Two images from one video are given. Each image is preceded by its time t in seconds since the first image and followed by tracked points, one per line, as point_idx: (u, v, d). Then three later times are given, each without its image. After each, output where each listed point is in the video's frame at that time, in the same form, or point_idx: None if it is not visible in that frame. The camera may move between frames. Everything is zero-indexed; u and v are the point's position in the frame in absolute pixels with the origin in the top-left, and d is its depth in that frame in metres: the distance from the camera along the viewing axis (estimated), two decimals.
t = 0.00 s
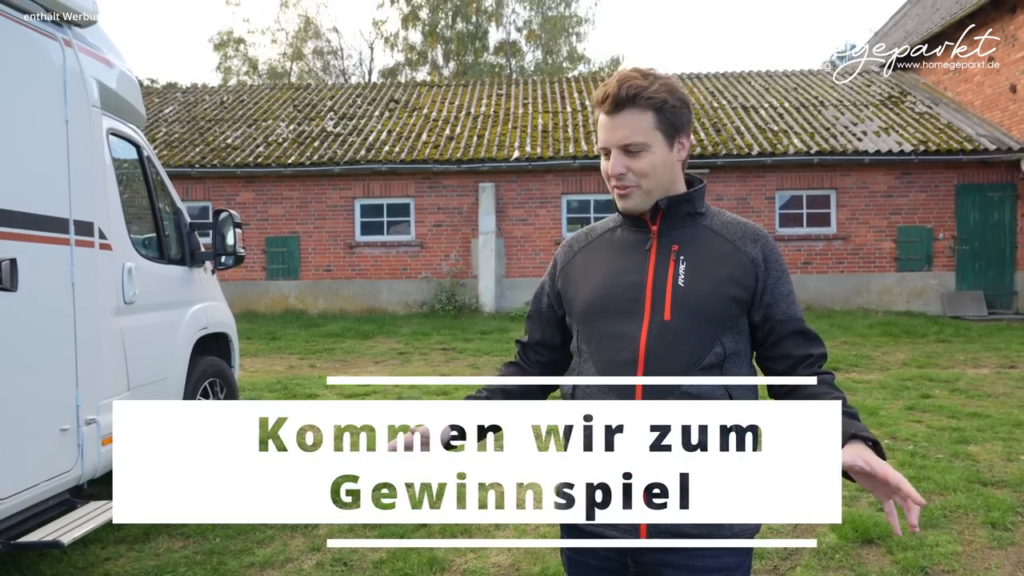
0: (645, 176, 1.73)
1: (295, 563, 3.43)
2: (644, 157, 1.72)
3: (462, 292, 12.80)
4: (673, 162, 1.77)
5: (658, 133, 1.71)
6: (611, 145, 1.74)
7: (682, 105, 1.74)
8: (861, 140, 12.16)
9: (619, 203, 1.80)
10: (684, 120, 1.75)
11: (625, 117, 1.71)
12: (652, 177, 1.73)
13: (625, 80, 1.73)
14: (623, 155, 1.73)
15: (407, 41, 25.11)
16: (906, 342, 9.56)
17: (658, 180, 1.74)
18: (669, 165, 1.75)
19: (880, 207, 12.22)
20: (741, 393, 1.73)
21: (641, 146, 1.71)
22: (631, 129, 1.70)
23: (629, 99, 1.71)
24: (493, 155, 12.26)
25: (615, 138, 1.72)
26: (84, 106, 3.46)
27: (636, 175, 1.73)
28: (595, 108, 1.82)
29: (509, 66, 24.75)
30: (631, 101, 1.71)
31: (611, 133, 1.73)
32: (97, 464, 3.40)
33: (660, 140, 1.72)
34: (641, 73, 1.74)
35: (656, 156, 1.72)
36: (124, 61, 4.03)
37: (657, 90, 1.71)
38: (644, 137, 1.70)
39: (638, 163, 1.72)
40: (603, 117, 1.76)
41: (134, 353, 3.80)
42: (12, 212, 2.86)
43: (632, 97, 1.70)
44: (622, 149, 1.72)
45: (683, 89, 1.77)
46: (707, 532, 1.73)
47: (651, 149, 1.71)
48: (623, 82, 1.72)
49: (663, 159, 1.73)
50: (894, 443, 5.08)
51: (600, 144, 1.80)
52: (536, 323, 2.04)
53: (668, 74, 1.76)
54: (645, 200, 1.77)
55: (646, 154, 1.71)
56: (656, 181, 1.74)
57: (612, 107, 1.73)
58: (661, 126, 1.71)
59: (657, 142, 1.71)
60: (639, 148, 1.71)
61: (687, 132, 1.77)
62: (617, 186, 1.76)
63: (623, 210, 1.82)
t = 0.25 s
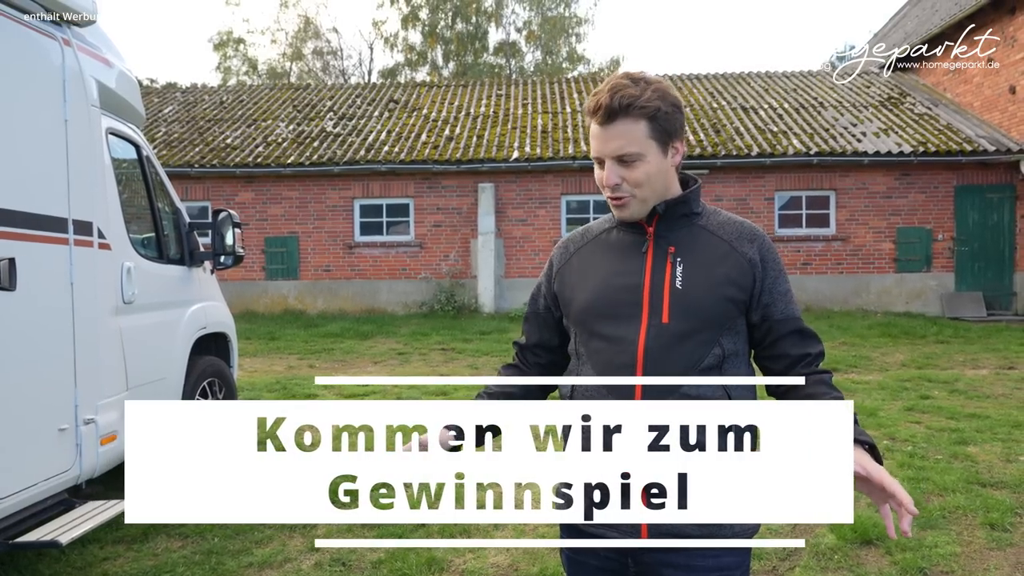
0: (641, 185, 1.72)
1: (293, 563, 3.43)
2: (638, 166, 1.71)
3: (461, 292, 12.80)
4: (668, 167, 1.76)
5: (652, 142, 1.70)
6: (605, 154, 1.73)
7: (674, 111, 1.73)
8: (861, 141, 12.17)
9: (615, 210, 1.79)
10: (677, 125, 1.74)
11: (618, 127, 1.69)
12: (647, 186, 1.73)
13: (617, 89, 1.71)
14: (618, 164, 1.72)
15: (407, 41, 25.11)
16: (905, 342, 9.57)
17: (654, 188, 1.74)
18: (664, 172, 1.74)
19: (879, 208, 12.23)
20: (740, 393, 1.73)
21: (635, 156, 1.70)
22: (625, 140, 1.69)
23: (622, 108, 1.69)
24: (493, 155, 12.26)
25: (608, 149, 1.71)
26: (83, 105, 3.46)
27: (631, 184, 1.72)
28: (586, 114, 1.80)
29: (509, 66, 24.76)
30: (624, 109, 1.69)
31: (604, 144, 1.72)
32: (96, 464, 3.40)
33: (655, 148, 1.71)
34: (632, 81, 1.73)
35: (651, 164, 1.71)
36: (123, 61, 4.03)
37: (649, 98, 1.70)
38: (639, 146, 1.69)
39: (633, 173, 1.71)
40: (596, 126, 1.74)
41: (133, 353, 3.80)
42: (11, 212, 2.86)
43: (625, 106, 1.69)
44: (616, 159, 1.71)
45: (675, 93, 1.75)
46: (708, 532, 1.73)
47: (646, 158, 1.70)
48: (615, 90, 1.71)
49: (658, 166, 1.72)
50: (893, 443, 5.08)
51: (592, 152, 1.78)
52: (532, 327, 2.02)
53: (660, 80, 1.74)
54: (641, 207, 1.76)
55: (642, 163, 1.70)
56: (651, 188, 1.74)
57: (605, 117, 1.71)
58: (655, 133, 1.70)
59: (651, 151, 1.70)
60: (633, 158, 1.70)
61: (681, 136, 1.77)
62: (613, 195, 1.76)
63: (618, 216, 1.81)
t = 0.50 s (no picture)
0: (635, 180, 1.72)
1: (292, 564, 3.42)
2: (634, 161, 1.70)
3: (460, 293, 12.79)
4: (664, 163, 1.76)
5: (647, 136, 1.70)
6: (600, 149, 1.72)
7: (670, 106, 1.73)
8: (860, 142, 12.17)
9: (610, 207, 1.78)
10: (673, 120, 1.74)
11: (614, 121, 1.69)
12: (641, 181, 1.72)
13: (613, 84, 1.71)
14: (613, 159, 1.72)
15: (406, 42, 25.10)
16: (904, 343, 9.57)
17: (649, 183, 1.73)
18: (658, 167, 1.73)
19: (879, 209, 12.23)
20: (739, 393, 1.72)
21: (631, 150, 1.69)
22: (620, 133, 1.69)
23: (619, 102, 1.69)
24: (492, 155, 12.26)
25: (604, 142, 1.71)
26: (82, 105, 3.45)
27: (627, 179, 1.72)
28: (582, 111, 1.80)
29: (508, 66, 24.77)
30: (620, 104, 1.69)
31: (599, 137, 1.71)
32: (94, 464, 3.39)
33: (651, 143, 1.71)
34: (629, 75, 1.73)
35: (646, 158, 1.71)
36: (122, 61, 4.02)
37: (645, 93, 1.70)
38: (634, 140, 1.69)
39: (628, 167, 1.71)
40: (591, 121, 1.74)
41: (132, 353, 3.79)
42: (9, 212, 2.85)
43: (621, 100, 1.69)
44: (612, 153, 1.71)
45: (671, 89, 1.76)
46: (706, 532, 1.72)
47: (642, 152, 1.70)
48: (611, 85, 1.71)
49: (654, 161, 1.72)
50: (893, 444, 5.09)
51: (587, 149, 1.78)
52: (530, 325, 2.01)
53: (656, 75, 1.75)
54: (635, 204, 1.76)
55: (637, 157, 1.70)
56: (646, 184, 1.73)
57: (600, 111, 1.71)
58: (651, 128, 1.70)
59: (646, 146, 1.70)
60: (628, 152, 1.69)
61: (677, 132, 1.76)
62: (608, 190, 1.75)
63: (614, 213, 1.80)
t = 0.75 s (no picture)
0: (645, 176, 1.71)
1: (291, 564, 3.41)
2: (644, 156, 1.71)
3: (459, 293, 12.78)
4: (670, 162, 1.77)
5: (659, 133, 1.71)
6: (611, 143, 1.72)
7: (679, 106, 1.75)
8: (859, 142, 12.18)
9: (615, 203, 1.77)
10: (681, 121, 1.76)
11: (628, 116, 1.70)
12: (651, 178, 1.72)
13: (628, 77, 1.71)
14: (624, 153, 1.71)
15: (406, 42, 25.10)
16: (904, 343, 9.57)
17: (657, 180, 1.73)
18: (667, 166, 1.75)
19: (878, 209, 12.23)
20: (736, 393, 1.72)
21: (642, 145, 1.70)
22: (635, 128, 1.69)
23: (633, 96, 1.70)
24: (491, 155, 12.26)
25: (617, 136, 1.70)
26: (80, 105, 3.44)
27: (636, 175, 1.71)
28: (591, 104, 1.79)
29: (507, 67, 24.77)
30: (634, 98, 1.70)
31: (612, 131, 1.71)
32: (92, 464, 3.38)
33: (661, 140, 1.72)
34: (641, 72, 1.75)
35: (656, 156, 1.71)
36: (120, 61, 4.01)
37: (658, 90, 1.72)
38: (646, 136, 1.69)
39: (639, 163, 1.71)
40: (602, 113, 1.73)
41: (130, 353, 3.78)
42: (7, 212, 2.84)
43: (636, 94, 1.69)
44: (624, 148, 1.71)
45: (679, 91, 1.78)
46: (703, 534, 1.73)
47: (652, 148, 1.70)
48: (626, 78, 1.71)
49: (663, 159, 1.73)
50: (892, 444, 5.08)
51: (595, 142, 1.77)
52: (524, 318, 2.03)
53: (665, 75, 1.77)
54: (641, 201, 1.75)
55: (647, 154, 1.70)
56: (653, 181, 1.73)
57: (613, 104, 1.71)
58: (662, 126, 1.71)
59: (658, 143, 1.71)
60: (641, 147, 1.70)
61: (683, 134, 1.78)
62: (615, 185, 1.74)
63: (617, 211, 1.80)
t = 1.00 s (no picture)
0: (662, 177, 1.71)
1: (288, 565, 3.40)
2: (662, 157, 1.70)
3: (458, 293, 12.77)
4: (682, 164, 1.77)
5: (677, 134, 1.72)
6: (630, 141, 1.70)
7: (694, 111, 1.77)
8: (858, 143, 12.18)
9: (627, 202, 1.75)
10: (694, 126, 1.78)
11: (650, 115, 1.69)
12: (668, 179, 1.72)
13: (651, 77, 1.70)
14: (643, 153, 1.70)
15: (405, 42, 25.09)
16: (902, 344, 9.57)
17: (672, 181, 1.73)
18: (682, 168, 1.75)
19: (877, 210, 12.24)
20: (735, 394, 1.72)
21: (661, 145, 1.69)
22: (655, 127, 1.69)
23: (655, 96, 1.69)
24: (490, 156, 12.25)
25: (637, 135, 1.69)
26: (78, 104, 3.43)
27: (655, 174, 1.70)
28: (608, 101, 1.78)
29: (506, 67, 24.77)
30: (656, 98, 1.69)
31: (631, 129, 1.70)
32: (90, 464, 3.37)
33: (679, 142, 1.72)
34: (659, 72, 1.74)
35: (673, 158, 1.72)
36: (119, 61, 4.00)
37: (679, 91, 1.72)
38: (666, 137, 1.69)
39: (657, 163, 1.70)
40: (622, 111, 1.71)
41: (128, 353, 3.77)
42: (6, 211, 2.83)
43: (659, 93, 1.69)
44: (643, 147, 1.70)
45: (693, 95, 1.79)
46: (703, 533, 1.72)
47: (670, 149, 1.71)
48: (650, 78, 1.70)
49: (678, 161, 1.73)
50: (891, 445, 5.08)
51: (612, 139, 1.75)
52: (525, 323, 2.02)
53: (680, 77, 1.78)
54: (655, 202, 1.74)
55: (666, 155, 1.70)
56: (668, 183, 1.73)
57: (636, 101, 1.69)
58: (680, 128, 1.72)
59: (675, 144, 1.72)
60: (660, 147, 1.69)
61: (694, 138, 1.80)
62: (631, 184, 1.72)
63: (625, 212, 1.79)
